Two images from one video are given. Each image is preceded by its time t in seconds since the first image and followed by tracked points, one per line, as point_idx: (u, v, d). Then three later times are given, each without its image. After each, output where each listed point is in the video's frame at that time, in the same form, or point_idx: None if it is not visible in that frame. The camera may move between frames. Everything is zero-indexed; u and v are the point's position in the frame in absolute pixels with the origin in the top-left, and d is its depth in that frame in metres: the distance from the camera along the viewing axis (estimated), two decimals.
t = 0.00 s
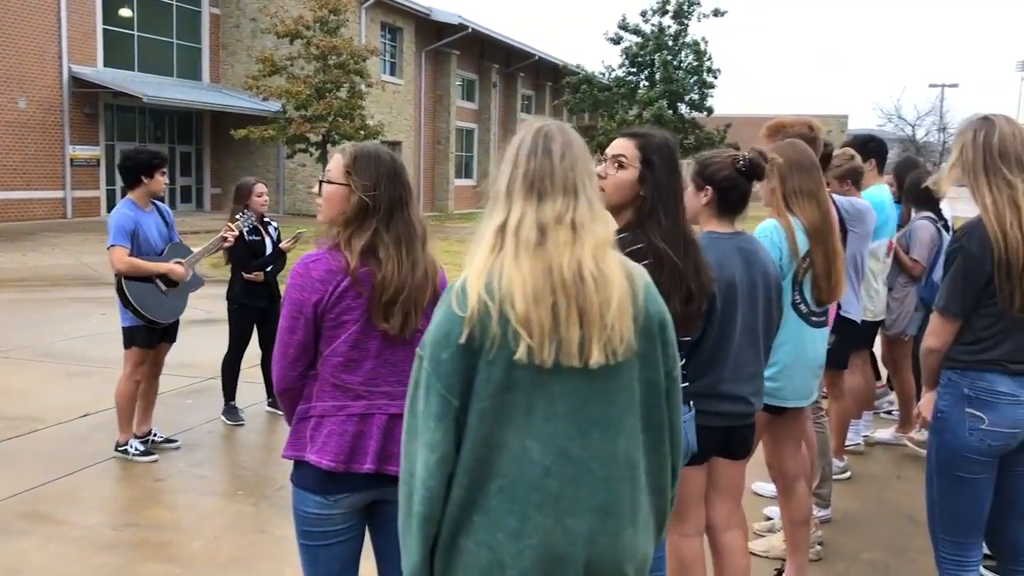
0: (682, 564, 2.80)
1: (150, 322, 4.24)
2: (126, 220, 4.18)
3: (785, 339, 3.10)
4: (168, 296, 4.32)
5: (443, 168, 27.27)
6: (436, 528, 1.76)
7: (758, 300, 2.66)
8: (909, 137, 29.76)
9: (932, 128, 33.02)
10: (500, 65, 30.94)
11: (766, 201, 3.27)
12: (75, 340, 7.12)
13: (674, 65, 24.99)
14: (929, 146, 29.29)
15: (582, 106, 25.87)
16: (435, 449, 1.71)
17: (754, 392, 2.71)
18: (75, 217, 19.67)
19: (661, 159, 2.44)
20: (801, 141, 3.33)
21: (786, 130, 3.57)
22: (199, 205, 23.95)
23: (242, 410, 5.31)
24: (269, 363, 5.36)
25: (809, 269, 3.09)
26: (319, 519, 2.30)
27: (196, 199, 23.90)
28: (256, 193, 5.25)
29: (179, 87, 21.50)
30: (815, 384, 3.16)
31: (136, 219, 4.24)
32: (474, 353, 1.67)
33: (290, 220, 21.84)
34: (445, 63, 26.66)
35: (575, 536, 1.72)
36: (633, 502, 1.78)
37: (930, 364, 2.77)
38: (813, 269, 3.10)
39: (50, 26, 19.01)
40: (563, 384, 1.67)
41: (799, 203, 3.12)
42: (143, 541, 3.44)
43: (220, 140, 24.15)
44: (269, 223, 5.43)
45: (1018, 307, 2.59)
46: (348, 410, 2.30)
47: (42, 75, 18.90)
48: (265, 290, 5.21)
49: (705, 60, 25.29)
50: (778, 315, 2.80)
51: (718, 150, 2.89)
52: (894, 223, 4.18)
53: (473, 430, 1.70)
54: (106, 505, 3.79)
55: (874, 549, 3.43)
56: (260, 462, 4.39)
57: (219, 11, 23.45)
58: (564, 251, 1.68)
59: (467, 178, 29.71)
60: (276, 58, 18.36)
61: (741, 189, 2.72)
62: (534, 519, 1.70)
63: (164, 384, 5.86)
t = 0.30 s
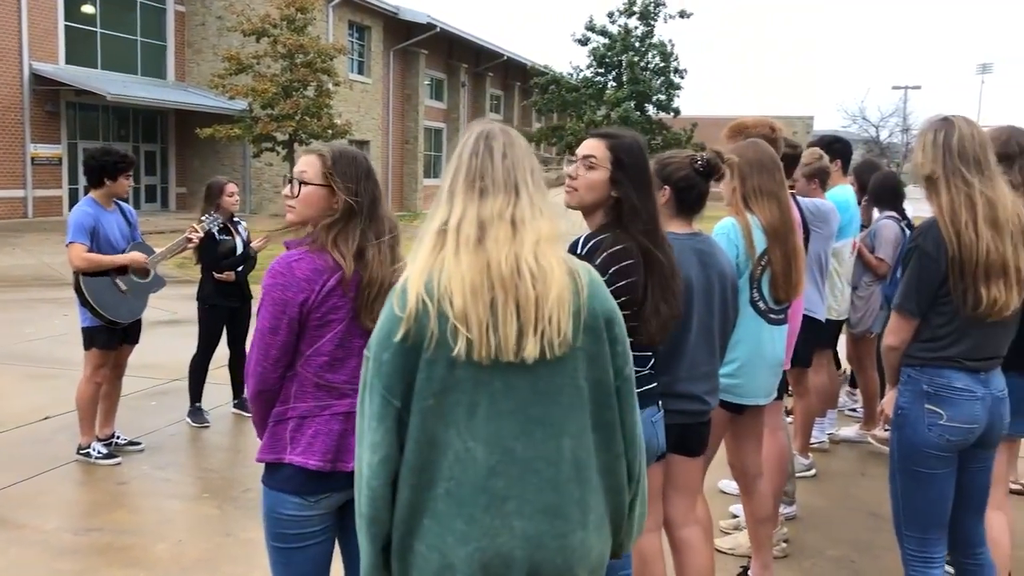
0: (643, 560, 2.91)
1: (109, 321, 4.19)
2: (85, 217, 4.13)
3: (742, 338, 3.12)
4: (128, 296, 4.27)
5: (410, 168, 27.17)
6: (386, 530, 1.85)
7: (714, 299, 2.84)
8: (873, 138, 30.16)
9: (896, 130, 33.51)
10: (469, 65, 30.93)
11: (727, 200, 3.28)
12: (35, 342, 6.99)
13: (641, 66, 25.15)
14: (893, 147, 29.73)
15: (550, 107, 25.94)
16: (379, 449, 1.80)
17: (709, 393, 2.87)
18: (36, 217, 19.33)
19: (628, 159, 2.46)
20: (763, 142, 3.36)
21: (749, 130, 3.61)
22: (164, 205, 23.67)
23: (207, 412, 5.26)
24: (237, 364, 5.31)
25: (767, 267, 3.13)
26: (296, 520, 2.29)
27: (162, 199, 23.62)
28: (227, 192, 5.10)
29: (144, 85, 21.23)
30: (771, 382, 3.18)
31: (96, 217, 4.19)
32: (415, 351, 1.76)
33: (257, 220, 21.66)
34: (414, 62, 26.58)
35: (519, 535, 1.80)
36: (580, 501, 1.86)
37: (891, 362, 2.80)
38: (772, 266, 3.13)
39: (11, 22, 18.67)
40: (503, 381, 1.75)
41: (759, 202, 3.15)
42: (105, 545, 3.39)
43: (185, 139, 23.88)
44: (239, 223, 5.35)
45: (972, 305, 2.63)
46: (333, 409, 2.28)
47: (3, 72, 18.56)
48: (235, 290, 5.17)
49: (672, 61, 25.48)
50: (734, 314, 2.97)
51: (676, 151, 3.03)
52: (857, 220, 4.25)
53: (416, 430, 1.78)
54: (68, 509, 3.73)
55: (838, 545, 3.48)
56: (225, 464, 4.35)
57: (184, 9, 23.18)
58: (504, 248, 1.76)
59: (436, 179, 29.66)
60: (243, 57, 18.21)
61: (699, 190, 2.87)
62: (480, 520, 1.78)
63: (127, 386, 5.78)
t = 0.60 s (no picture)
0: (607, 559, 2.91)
1: (64, 321, 4.13)
2: (38, 214, 4.08)
3: (711, 334, 3.17)
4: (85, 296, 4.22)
5: (378, 166, 27.03)
6: (346, 528, 1.85)
7: (674, 299, 2.87)
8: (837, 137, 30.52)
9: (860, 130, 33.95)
10: (437, 63, 30.87)
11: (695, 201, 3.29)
12: None
13: (609, 66, 25.27)
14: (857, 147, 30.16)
15: (519, 106, 25.97)
16: (341, 447, 1.80)
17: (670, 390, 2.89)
18: None
19: (572, 155, 2.38)
20: (729, 142, 3.37)
21: (721, 130, 3.60)
22: (128, 204, 23.36)
23: (171, 414, 5.21)
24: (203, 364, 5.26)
25: (735, 266, 3.14)
26: (278, 520, 2.27)
27: (126, 198, 23.31)
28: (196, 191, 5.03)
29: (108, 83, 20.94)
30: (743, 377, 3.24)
31: (49, 215, 4.14)
32: (379, 347, 1.75)
33: (224, 219, 21.45)
34: (381, 60, 26.47)
35: (477, 532, 1.80)
36: (541, 500, 1.85)
37: (849, 361, 2.83)
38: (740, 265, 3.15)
39: None
40: (466, 377, 1.75)
41: (726, 202, 3.16)
42: (65, 549, 3.34)
43: (150, 138, 23.59)
44: (204, 223, 5.32)
45: (930, 304, 2.68)
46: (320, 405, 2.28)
47: None
48: (201, 290, 5.10)
49: (639, 61, 25.63)
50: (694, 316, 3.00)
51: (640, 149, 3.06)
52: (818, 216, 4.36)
53: (377, 428, 1.78)
54: (28, 513, 3.67)
55: (803, 541, 3.52)
56: (190, 465, 4.31)
57: (148, 5, 22.89)
58: (469, 246, 1.76)
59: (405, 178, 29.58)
60: (208, 54, 18.01)
61: (660, 189, 2.90)
62: (438, 518, 1.78)
63: (90, 388, 5.70)
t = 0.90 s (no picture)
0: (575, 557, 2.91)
1: (16, 321, 4.04)
2: None
3: (689, 334, 3.20)
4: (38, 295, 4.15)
5: (343, 163, 26.83)
6: (309, 522, 1.84)
7: (638, 298, 2.88)
8: (801, 136, 30.94)
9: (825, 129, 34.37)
10: (404, 61, 30.82)
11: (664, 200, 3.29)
12: None
13: (576, 65, 25.37)
14: (820, 146, 30.61)
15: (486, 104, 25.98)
16: (306, 438, 1.79)
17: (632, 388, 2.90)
18: None
19: (522, 152, 2.42)
20: (696, 141, 3.38)
21: (684, 130, 3.62)
22: (92, 202, 23.03)
23: (133, 414, 5.15)
24: (165, 363, 5.22)
25: (710, 264, 3.18)
26: (245, 521, 2.26)
27: (90, 196, 22.98)
28: (158, 188, 4.97)
29: (69, 79, 20.62)
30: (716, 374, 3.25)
31: None
32: (345, 341, 1.76)
33: (191, 217, 21.24)
34: (349, 57, 26.33)
35: (442, 527, 1.79)
36: (506, 496, 1.85)
37: (812, 359, 2.87)
38: (713, 264, 3.18)
39: None
40: (431, 373, 1.75)
41: (697, 201, 3.18)
42: (22, 552, 3.30)
43: (112, 135, 23.26)
44: (165, 220, 5.27)
45: (891, 306, 2.72)
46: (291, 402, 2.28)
47: None
48: (161, 288, 5.06)
49: (605, 60, 25.78)
50: (658, 316, 3.02)
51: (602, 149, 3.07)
52: (773, 213, 4.47)
53: (341, 422, 1.77)
54: None
55: (767, 536, 3.56)
56: (153, 465, 4.27)
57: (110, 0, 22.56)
58: (438, 243, 1.76)
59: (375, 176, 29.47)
60: (172, 50, 17.80)
61: (623, 187, 2.92)
62: (402, 512, 1.78)
63: (48, 389, 5.61)
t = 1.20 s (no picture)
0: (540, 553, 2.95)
1: None
2: None
3: (663, 330, 3.22)
4: None
5: (308, 159, 26.62)
6: (282, 518, 1.83)
7: (606, 294, 2.89)
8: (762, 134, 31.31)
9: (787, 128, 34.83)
10: (368, 57, 30.60)
11: (635, 197, 3.31)
12: None
13: (541, 62, 25.41)
14: (781, 144, 31.02)
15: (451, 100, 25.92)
16: (280, 435, 1.78)
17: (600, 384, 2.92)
18: None
19: (476, 147, 2.49)
20: (662, 138, 3.41)
21: (640, 128, 3.71)
22: (48, 198, 22.54)
23: (92, 413, 5.07)
24: (123, 362, 5.14)
25: (682, 261, 3.21)
26: (186, 520, 2.24)
27: (45, 191, 22.49)
28: (113, 183, 4.88)
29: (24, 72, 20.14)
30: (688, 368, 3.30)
31: None
32: (318, 341, 1.74)
33: (150, 213, 20.89)
34: (312, 52, 26.08)
35: (419, 522, 1.80)
36: (480, 486, 1.87)
37: (777, 354, 2.90)
38: (686, 260, 3.22)
39: None
40: (406, 371, 1.75)
41: (666, 200, 3.20)
42: None
43: (68, 129, 22.78)
44: (123, 217, 5.19)
45: (858, 299, 2.79)
46: (221, 406, 2.24)
47: None
48: (117, 286, 4.98)
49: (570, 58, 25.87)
50: (626, 312, 3.04)
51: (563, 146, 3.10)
52: (740, 211, 4.55)
53: (315, 420, 1.76)
54: None
55: (729, 530, 3.62)
56: (112, 465, 4.21)
57: None
58: (410, 242, 1.76)
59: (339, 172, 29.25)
60: (131, 43, 17.48)
61: (584, 182, 2.92)
62: (378, 507, 1.77)
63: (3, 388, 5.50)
